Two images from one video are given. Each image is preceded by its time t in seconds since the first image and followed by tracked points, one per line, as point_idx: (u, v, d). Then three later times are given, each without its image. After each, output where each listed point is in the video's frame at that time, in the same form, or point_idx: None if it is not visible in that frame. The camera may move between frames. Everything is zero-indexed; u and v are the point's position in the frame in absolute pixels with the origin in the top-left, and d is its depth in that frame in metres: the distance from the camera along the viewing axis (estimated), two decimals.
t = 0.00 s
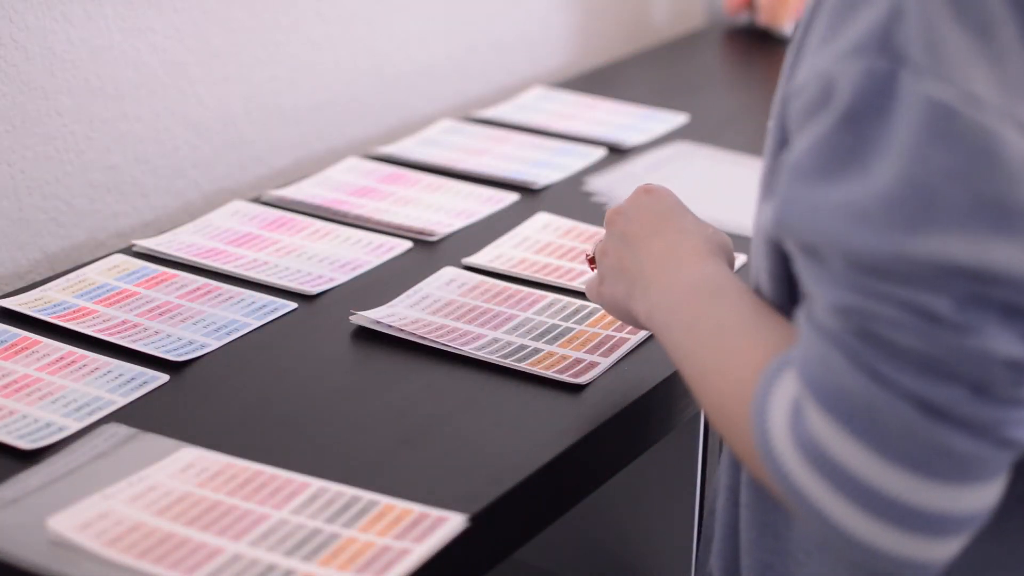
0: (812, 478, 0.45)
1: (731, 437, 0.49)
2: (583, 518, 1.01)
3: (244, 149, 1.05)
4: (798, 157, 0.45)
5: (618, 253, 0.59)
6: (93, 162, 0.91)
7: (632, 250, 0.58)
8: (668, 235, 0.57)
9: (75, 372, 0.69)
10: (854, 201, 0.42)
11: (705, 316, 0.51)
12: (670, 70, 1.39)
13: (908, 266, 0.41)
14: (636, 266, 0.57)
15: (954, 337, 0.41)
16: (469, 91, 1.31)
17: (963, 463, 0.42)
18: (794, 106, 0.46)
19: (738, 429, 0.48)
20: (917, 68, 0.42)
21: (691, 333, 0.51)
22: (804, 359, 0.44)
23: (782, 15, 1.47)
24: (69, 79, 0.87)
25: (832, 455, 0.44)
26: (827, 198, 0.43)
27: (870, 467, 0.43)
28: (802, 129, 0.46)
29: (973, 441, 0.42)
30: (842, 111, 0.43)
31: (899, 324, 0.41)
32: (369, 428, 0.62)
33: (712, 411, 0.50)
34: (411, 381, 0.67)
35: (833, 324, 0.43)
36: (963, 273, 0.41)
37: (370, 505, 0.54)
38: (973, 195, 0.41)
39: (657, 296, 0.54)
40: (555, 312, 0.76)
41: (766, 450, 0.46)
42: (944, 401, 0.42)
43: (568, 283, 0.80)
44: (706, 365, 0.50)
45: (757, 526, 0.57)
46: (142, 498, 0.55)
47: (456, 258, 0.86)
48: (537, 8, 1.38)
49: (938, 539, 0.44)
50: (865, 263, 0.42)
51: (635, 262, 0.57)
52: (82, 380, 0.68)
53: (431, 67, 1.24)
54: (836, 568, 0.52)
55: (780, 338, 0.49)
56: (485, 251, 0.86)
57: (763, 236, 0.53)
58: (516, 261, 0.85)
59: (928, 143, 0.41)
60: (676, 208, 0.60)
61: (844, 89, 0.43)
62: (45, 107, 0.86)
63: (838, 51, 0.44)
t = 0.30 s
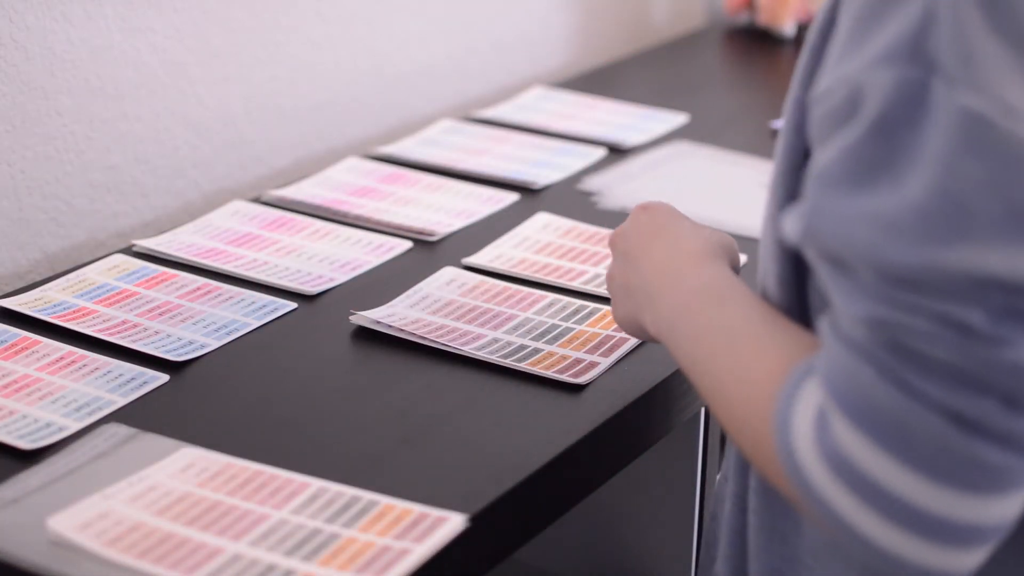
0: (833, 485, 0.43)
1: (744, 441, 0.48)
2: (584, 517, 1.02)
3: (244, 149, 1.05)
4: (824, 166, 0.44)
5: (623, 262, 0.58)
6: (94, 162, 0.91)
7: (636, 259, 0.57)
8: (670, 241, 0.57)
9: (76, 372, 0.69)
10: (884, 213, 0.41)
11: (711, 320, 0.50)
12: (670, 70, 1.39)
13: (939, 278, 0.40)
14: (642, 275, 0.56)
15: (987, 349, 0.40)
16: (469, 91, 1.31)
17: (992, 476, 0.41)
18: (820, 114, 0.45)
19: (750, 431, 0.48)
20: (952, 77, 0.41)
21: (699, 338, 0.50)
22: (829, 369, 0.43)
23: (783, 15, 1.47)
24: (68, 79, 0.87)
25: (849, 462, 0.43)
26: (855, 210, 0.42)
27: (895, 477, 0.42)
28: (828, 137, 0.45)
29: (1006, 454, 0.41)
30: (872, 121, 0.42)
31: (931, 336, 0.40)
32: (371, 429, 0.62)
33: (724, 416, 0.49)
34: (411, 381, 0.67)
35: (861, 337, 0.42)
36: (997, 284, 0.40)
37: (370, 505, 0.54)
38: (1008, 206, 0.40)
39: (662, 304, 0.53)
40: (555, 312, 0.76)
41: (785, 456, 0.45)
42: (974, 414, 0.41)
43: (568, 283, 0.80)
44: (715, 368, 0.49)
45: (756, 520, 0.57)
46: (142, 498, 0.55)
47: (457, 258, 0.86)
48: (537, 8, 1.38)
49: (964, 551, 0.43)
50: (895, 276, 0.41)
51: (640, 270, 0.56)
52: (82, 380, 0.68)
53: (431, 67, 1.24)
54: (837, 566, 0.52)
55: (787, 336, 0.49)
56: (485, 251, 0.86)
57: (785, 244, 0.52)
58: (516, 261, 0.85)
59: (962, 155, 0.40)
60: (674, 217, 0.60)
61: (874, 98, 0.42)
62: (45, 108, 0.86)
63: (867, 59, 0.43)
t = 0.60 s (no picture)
0: (842, 497, 0.43)
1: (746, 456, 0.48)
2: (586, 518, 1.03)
3: (244, 149, 1.05)
4: (837, 183, 0.43)
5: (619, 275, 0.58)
6: (93, 162, 0.91)
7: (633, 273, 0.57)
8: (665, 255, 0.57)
9: (76, 373, 0.69)
10: (899, 233, 0.40)
11: (708, 334, 0.50)
12: (670, 70, 1.39)
13: (957, 299, 0.40)
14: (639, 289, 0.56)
15: (1003, 371, 0.40)
16: (469, 91, 1.31)
17: (1005, 494, 0.41)
18: (831, 127, 0.44)
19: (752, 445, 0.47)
20: (968, 94, 0.40)
21: (697, 353, 0.50)
22: (840, 386, 0.43)
23: (783, 15, 1.47)
24: (68, 79, 0.87)
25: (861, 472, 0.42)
26: (869, 229, 0.41)
27: (908, 495, 0.41)
28: (840, 150, 0.44)
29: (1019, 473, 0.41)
30: (887, 139, 0.41)
31: (947, 358, 0.40)
32: (371, 429, 0.62)
33: (725, 430, 0.49)
34: (412, 382, 0.67)
35: (875, 356, 0.41)
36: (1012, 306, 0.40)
37: (370, 505, 0.54)
38: None
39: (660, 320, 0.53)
40: (555, 312, 0.76)
41: (790, 464, 0.45)
42: (988, 433, 0.40)
43: (568, 283, 0.80)
44: (714, 382, 0.49)
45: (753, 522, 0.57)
46: (142, 498, 0.55)
47: (456, 258, 0.86)
48: (537, 8, 1.37)
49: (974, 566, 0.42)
50: (911, 296, 0.40)
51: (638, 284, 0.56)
52: (83, 380, 0.68)
53: (431, 66, 1.24)
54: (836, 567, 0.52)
55: (784, 347, 0.49)
56: (485, 251, 0.86)
57: (791, 252, 0.51)
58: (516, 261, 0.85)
59: (979, 173, 0.39)
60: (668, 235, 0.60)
61: (889, 115, 0.41)
62: (45, 107, 0.86)
63: (881, 73, 0.42)
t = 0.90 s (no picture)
0: (844, 502, 0.42)
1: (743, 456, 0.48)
2: (585, 518, 1.02)
3: (244, 149, 1.05)
4: (842, 189, 0.41)
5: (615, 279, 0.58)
6: (93, 162, 0.91)
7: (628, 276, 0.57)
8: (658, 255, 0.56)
9: (76, 373, 0.69)
10: (908, 242, 0.39)
11: (704, 334, 0.50)
12: (670, 70, 1.39)
13: (965, 309, 0.38)
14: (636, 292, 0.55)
15: (1009, 381, 0.39)
16: (469, 92, 1.31)
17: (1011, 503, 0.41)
18: (837, 135, 0.43)
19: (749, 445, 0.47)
20: (979, 103, 0.39)
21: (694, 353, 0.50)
22: (843, 392, 0.41)
23: (783, 15, 1.47)
24: (69, 79, 0.87)
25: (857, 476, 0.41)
26: (877, 237, 0.40)
27: (911, 503, 0.41)
28: (847, 158, 0.42)
29: None
30: (896, 146, 0.40)
31: (954, 368, 0.39)
32: (370, 430, 0.62)
33: (723, 430, 0.49)
34: (413, 382, 0.67)
35: (881, 364, 0.40)
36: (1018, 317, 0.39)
37: (369, 505, 0.54)
38: None
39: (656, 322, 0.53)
40: (555, 312, 0.76)
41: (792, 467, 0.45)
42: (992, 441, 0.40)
43: (568, 283, 0.80)
44: (710, 382, 0.49)
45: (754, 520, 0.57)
46: (142, 498, 0.55)
47: (456, 258, 0.86)
48: (537, 8, 1.37)
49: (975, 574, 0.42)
50: (920, 306, 0.39)
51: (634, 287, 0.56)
52: (82, 380, 0.68)
53: (431, 67, 1.24)
54: (836, 568, 0.52)
55: (780, 346, 0.49)
56: (485, 250, 0.86)
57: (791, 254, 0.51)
58: (516, 261, 0.85)
59: (991, 185, 0.38)
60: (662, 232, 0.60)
61: (898, 122, 0.40)
62: (45, 107, 0.86)
63: (889, 80, 0.41)
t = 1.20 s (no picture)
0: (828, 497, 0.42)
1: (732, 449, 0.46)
2: (583, 519, 1.02)
3: (243, 149, 1.05)
4: (829, 184, 0.41)
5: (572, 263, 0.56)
6: (93, 163, 0.91)
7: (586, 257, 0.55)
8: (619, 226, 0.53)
9: (76, 373, 0.69)
10: (894, 239, 0.39)
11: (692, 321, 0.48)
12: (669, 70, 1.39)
13: (952, 311, 0.38)
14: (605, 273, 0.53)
15: (992, 386, 0.38)
16: (469, 92, 1.31)
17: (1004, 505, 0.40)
18: (828, 128, 0.43)
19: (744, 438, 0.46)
20: (966, 102, 0.38)
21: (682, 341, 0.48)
22: (826, 384, 0.41)
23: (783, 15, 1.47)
24: (69, 79, 0.87)
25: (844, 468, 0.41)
26: (861, 232, 0.40)
27: (895, 500, 0.40)
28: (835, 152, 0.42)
29: (998, 483, 0.40)
30: (883, 143, 0.39)
31: (936, 370, 0.38)
32: (367, 430, 0.62)
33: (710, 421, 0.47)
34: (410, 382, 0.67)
35: (863, 359, 0.39)
36: (1000, 321, 0.38)
37: (370, 505, 0.54)
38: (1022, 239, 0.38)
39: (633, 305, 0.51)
40: (555, 312, 0.76)
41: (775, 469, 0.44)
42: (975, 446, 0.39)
43: (568, 283, 0.80)
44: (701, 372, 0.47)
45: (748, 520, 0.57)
46: (142, 498, 0.55)
47: (456, 258, 0.86)
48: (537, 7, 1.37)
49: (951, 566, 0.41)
50: (905, 304, 0.39)
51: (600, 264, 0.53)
52: (82, 380, 0.68)
53: (431, 67, 1.24)
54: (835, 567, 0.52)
55: (769, 335, 0.48)
56: (485, 251, 0.86)
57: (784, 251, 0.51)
58: (516, 262, 0.85)
59: (978, 187, 0.38)
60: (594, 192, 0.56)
61: (885, 119, 0.40)
62: (45, 107, 0.86)
63: (880, 75, 0.40)
